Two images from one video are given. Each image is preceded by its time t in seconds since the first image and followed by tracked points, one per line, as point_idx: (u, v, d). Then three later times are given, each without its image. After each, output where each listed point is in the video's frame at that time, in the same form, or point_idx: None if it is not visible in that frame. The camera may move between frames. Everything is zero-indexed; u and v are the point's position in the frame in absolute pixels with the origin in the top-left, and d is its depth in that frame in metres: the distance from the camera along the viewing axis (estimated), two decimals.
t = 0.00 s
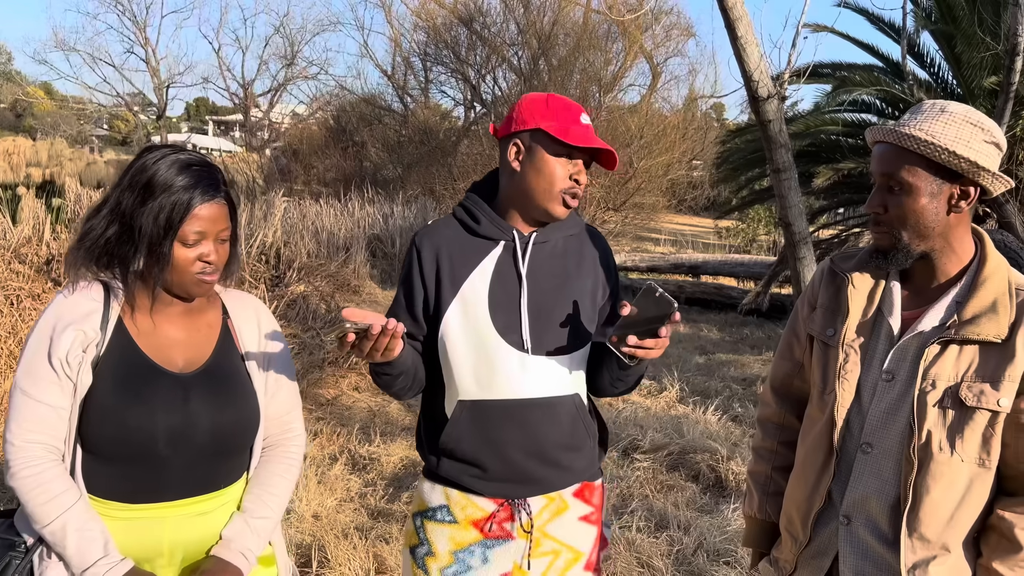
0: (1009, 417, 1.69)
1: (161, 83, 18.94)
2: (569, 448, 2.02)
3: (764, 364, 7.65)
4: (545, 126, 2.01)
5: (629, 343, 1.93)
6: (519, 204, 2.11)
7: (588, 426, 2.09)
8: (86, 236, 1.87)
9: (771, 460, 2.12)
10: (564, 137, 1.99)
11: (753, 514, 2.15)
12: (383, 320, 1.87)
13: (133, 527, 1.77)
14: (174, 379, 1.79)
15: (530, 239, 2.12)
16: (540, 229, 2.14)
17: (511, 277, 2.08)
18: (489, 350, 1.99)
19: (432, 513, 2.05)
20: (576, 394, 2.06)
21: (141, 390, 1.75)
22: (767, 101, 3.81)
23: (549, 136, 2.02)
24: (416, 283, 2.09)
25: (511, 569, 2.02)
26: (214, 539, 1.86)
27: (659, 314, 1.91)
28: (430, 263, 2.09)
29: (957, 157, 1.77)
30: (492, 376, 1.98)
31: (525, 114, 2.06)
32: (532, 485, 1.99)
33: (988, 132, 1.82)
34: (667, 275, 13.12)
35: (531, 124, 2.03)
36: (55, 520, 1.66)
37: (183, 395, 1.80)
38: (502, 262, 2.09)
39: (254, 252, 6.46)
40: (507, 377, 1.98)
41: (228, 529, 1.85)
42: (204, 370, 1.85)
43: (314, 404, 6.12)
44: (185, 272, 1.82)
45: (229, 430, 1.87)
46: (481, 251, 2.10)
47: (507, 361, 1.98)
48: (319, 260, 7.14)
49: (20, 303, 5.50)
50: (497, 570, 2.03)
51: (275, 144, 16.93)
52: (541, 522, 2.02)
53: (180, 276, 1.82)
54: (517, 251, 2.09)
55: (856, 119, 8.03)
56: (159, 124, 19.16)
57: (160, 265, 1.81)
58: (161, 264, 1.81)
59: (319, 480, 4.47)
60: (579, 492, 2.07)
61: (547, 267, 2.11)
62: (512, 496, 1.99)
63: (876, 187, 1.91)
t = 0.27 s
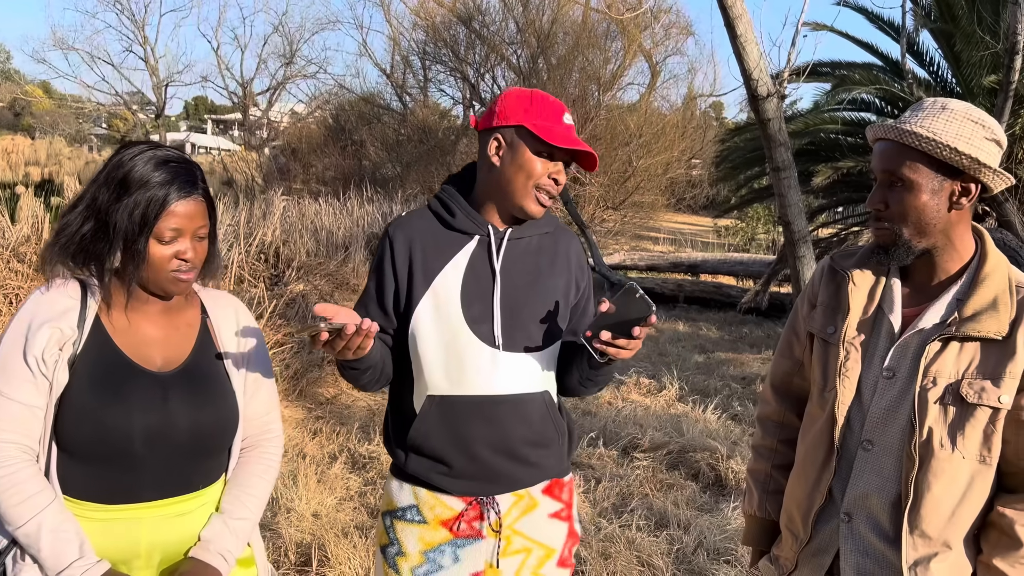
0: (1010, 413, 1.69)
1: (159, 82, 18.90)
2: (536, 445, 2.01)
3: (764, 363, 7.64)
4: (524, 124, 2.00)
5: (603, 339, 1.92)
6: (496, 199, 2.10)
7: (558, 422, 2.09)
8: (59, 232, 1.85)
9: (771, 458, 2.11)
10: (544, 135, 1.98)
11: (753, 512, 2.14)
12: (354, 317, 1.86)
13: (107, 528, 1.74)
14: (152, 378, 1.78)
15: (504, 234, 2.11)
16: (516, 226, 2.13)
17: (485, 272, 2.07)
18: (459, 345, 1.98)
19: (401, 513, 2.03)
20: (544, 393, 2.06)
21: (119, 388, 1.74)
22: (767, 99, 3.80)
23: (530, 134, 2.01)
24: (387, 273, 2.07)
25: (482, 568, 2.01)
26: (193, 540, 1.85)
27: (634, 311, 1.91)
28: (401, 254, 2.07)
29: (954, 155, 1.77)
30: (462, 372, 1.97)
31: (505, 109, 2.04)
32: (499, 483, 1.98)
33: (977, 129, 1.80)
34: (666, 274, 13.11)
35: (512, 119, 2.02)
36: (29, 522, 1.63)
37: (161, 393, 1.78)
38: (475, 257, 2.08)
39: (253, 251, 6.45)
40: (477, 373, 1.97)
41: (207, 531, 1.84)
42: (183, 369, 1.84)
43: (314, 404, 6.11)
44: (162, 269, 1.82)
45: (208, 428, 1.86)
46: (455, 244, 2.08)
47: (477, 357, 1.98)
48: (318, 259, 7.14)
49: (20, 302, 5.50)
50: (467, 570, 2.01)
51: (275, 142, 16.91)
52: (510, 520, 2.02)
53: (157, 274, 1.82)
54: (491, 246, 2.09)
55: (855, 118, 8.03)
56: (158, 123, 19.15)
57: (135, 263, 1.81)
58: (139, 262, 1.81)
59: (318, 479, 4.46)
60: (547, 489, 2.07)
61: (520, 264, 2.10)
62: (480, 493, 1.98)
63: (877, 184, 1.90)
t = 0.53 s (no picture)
0: (1013, 411, 1.68)
1: (159, 81, 18.89)
2: (507, 446, 2.03)
3: (764, 361, 7.64)
4: (501, 125, 1.98)
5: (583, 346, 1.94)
6: (472, 201, 2.08)
7: (528, 421, 2.11)
8: (31, 230, 1.82)
9: (773, 457, 2.11)
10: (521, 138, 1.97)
11: (755, 510, 2.14)
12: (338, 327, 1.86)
13: (87, 531, 1.73)
14: (131, 379, 1.77)
15: (479, 238, 2.10)
16: (491, 228, 2.13)
17: (460, 275, 2.07)
18: (434, 353, 1.97)
19: (374, 512, 2.03)
20: (516, 395, 2.08)
21: (97, 391, 1.73)
22: (767, 98, 3.80)
23: (506, 135, 2.00)
24: (362, 275, 2.04)
25: (457, 566, 2.01)
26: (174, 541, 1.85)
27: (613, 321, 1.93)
28: (376, 255, 2.04)
29: (955, 155, 1.76)
30: (437, 378, 1.96)
31: (479, 109, 2.02)
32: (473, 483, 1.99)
33: (967, 125, 1.78)
34: (666, 272, 13.10)
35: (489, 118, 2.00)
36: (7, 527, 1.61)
37: (141, 395, 1.78)
38: (451, 261, 2.07)
39: (253, 250, 6.44)
40: (452, 380, 1.97)
41: (187, 532, 1.85)
42: (162, 371, 1.84)
43: (314, 403, 6.10)
44: (134, 267, 1.80)
45: (187, 430, 1.86)
46: (431, 248, 2.07)
47: (451, 364, 1.97)
48: (318, 258, 7.13)
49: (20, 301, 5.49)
50: (441, 568, 2.01)
51: (275, 141, 16.90)
52: (483, 517, 2.02)
53: (130, 273, 1.80)
54: (467, 250, 2.08)
55: (855, 116, 8.02)
56: (158, 122, 19.14)
57: (108, 260, 1.79)
58: (114, 261, 1.79)
59: (319, 478, 4.46)
60: (519, 485, 2.09)
61: (495, 267, 2.10)
62: (454, 492, 1.99)
63: (878, 183, 1.90)
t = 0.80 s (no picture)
0: (1011, 407, 1.68)
1: (160, 81, 18.92)
2: (498, 443, 2.05)
3: (765, 360, 7.64)
4: (491, 125, 1.98)
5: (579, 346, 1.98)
6: (460, 200, 2.09)
7: (517, 417, 2.13)
8: (9, 228, 1.82)
9: (772, 455, 2.11)
10: (511, 139, 1.97)
11: (755, 508, 2.14)
12: (332, 337, 1.91)
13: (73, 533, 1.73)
14: (114, 380, 1.78)
15: (470, 237, 2.11)
16: (480, 227, 2.13)
17: (451, 275, 2.07)
18: (425, 352, 1.98)
19: (367, 508, 2.03)
20: (506, 391, 2.10)
21: (80, 392, 1.73)
22: (768, 96, 3.80)
23: (494, 134, 2.00)
24: (353, 275, 2.03)
25: (450, 560, 2.02)
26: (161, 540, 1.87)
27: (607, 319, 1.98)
28: (366, 255, 2.03)
29: (953, 153, 1.77)
30: (430, 376, 1.97)
31: (468, 108, 2.02)
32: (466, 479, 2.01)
33: (961, 122, 1.78)
34: (666, 271, 13.10)
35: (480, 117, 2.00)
36: None
37: (126, 395, 1.80)
38: (442, 260, 2.07)
39: (254, 249, 6.45)
40: (443, 378, 1.97)
41: (172, 531, 1.87)
42: (144, 371, 1.85)
43: (315, 402, 6.11)
44: (111, 266, 1.80)
45: (171, 429, 1.88)
46: (422, 247, 2.07)
47: (442, 363, 1.98)
48: (319, 257, 7.14)
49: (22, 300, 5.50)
50: (434, 562, 2.02)
51: (275, 141, 16.90)
52: (476, 510, 2.04)
53: (107, 273, 1.80)
54: (457, 250, 2.08)
55: (856, 115, 8.03)
56: (159, 122, 19.16)
57: (87, 260, 1.79)
58: (92, 261, 1.79)
59: (320, 477, 4.47)
60: (510, 478, 2.10)
61: (485, 266, 2.11)
62: (447, 488, 2.00)
63: (876, 181, 1.90)
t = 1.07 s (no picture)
0: (1007, 406, 1.69)
1: (161, 81, 18.95)
2: (509, 441, 2.06)
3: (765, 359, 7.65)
4: (495, 127, 1.99)
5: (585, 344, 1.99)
6: (467, 200, 2.10)
7: (528, 415, 2.13)
8: None
9: (769, 454, 2.13)
10: (515, 140, 1.98)
11: (752, 508, 2.15)
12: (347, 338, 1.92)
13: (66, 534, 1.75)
14: (106, 381, 1.79)
15: (478, 237, 2.11)
16: (488, 227, 2.14)
17: (461, 276, 2.07)
18: (437, 351, 1.99)
19: (378, 503, 2.04)
20: (517, 390, 2.10)
21: (71, 393, 1.74)
22: (767, 95, 3.80)
23: (499, 135, 2.01)
24: (365, 277, 2.04)
25: (460, 555, 2.03)
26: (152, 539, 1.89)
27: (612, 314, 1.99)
28: (378, 256, 2.04)
29: (948, 153, 1.77)
30: (442, 375, 1.97)
31: (472, 109, 2.03)
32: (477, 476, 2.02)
33: (961, 122, 1.80)
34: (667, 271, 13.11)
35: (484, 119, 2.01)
36: None
37: (119, 397, 1.81)
38: (452, 261, 2.07)
39: (254, 250, 6.46)
40: (454, 378, 1.98)
41: (164, 531, 1.89)
42: (135, 373, 1.86)
43: (315, 402, 6.12)
44: (97, 266, 1.81)
45: (162, 430, 1.89)
46: (431, 248, 2.07)
47: (453, 362, 1.99)
48: (320, 258, 7.16)
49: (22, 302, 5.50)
50: (445, 557, 2.03)
51: (276, 141, 16.95)
52: (487, 507, 2.05)
53: (93, 273, 1.82)
54: (467, 250, 2.08)
55: (856, 114, 8.03)
56: (160, 123, 19.20)
57: (74, 261, 1.80)
58: (79, 263, 1.80)
59: (320, 477, 4.48)
60: (520, 476, 2.12)
61: (495, 266, 2.12)
62: (458, 485, 2.01)
63: (871, 181, 1.91)
